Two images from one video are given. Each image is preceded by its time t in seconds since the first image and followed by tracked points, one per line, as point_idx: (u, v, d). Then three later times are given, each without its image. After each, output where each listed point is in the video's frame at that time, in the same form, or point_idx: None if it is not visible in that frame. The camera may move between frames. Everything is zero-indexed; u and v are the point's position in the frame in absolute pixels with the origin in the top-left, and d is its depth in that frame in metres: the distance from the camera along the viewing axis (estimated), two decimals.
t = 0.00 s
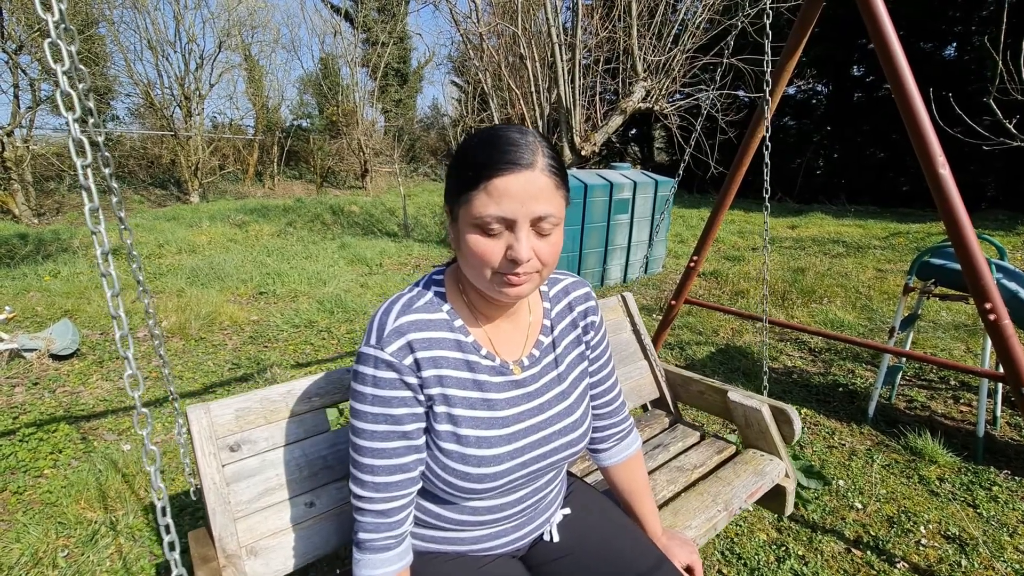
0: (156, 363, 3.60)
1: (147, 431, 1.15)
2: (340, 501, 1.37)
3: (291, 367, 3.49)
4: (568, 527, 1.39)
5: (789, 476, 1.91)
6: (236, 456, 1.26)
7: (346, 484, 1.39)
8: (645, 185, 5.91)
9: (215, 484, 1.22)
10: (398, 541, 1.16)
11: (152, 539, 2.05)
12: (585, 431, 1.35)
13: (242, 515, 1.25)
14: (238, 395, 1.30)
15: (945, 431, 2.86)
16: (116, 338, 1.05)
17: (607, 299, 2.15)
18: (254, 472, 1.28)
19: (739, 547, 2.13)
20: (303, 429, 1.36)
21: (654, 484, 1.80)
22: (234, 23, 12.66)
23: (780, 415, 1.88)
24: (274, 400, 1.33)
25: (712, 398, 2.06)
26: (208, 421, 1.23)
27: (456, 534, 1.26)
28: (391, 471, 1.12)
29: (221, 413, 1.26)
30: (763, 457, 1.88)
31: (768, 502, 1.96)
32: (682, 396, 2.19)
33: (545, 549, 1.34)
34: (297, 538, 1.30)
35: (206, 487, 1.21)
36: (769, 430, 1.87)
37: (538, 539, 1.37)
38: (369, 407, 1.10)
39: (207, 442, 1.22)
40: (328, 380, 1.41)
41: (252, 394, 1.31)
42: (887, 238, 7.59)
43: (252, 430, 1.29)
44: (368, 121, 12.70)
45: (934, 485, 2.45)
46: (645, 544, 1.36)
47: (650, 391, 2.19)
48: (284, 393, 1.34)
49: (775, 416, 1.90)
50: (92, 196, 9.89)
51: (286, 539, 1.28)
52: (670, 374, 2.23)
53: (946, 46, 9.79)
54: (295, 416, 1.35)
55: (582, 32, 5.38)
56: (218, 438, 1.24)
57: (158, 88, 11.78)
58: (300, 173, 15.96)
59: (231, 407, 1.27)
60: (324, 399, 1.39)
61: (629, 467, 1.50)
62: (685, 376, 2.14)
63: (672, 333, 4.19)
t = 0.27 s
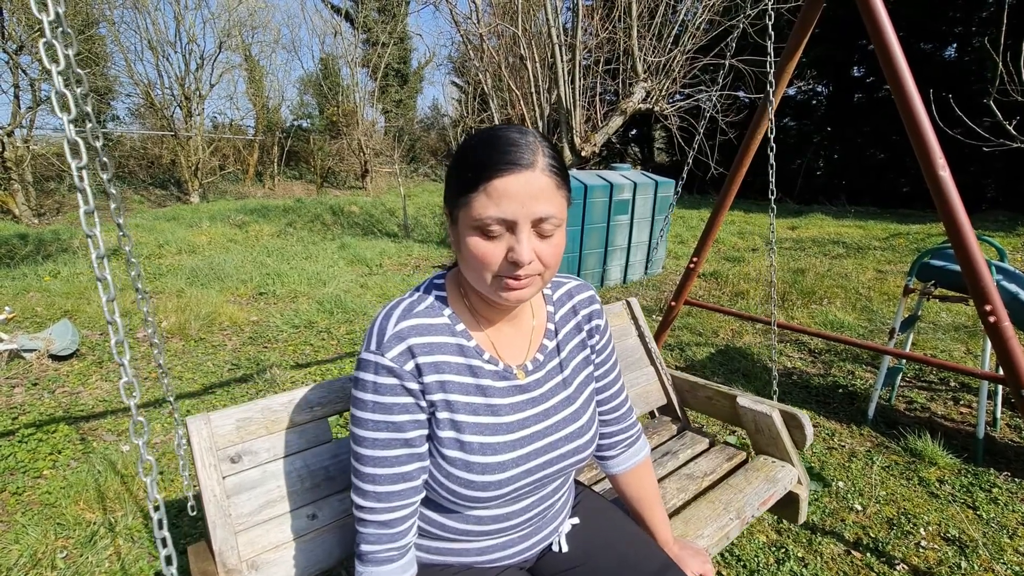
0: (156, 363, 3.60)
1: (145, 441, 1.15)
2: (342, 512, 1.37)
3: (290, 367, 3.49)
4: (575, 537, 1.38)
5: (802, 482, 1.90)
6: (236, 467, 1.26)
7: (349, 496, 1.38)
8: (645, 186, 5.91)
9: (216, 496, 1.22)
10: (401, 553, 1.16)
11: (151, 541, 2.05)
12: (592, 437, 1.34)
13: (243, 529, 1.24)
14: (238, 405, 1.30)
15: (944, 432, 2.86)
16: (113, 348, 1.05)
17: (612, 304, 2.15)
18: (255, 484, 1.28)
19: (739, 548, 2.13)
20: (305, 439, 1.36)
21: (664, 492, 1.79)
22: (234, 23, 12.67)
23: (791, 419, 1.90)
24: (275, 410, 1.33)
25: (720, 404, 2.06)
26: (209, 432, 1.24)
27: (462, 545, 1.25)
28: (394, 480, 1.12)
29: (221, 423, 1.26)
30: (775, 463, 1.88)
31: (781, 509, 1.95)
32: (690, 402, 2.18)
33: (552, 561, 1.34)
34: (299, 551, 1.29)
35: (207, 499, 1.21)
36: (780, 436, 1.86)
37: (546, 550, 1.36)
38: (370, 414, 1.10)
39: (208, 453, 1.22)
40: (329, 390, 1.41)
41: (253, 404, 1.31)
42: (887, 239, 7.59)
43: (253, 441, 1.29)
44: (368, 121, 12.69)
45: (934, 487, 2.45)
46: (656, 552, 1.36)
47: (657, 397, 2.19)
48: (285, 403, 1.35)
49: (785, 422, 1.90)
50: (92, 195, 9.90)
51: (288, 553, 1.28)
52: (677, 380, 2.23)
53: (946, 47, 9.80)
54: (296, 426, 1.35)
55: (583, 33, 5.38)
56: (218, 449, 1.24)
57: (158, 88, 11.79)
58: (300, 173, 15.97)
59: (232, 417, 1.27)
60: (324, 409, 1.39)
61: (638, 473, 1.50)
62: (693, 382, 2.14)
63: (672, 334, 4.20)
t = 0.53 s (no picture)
0: (155, 364, 3.60)
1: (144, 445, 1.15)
2: (342, 514, 1.37)
3: (290, 368, 3.49)
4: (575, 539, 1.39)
5: (801, 484, 1.90)
6: (236, 469, 1.26)
7: (349, 497, 1.38)
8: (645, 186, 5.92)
9: (216, 499, 1.22)
10: (400, 554, 1.16)
11: (151, 542, 2.05)
12: (591, 439, 1.34)
13: (243, 530, 1.25)
14: (238, 406, 1.30)
15: (944, 434, 2.86)
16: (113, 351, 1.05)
17: (612, 306, 2.15)
18: (256, 485, 1.28)
19: (738, 550, 2.13)
20: (305, 440, 1.35)
21: (664, 494, 1.79)
22: (234, 23, 12.67)
23: (791, 421, 1.90)
24: (276, 411, 1.33)
25: (720, 406, 2.06)
26: (209, 434, 1.23)
27: (462, 547, 1.25)
28: (393, 483, 1.12)
29: (222, 425, 1.26)
30: (775, 465, 1.87)
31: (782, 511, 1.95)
32: (690, 403, 2.18)
33: (552, 562, 1.34)
34: (299, 552, 1.30)
35: (207, 501, 1.21)
36: (780, 438, 1.86)
37: (546, 552, 1.36)
38: (369, 417, 1.10)
39: (208, 455, 1.22)
40: (330, 391, 1.41)
41: (253, 405, 1.31)
42: (887, 239, 7.59)
43: (253, 443, 1.29)
44: (368, 121, 12.68)
45: (933, 488, 2.45)
46: (655, 553, 1.37)
47: (657, 399, 2.19)
48: (285, 404, 1.34)
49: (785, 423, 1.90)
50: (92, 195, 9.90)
51: (288, 555, 1.28)
52: (677, 381, 2.23)
53: (946, 47, 9.80)
54: (297, 427, 1.35)
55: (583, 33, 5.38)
56: (218, 451, 1.24)
57: (158, 88, 11.78)
58: (300, 173, 15.97)
59: (232, 419, 1.27)
60: (325, 410, 1.38)
61: (637, 475, 1.50)
62: (693, 384, 2.14)
63: (672, 334, 4.20)
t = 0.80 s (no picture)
0: (156, 364, 3.59)
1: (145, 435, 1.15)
2: (341, 503, 1.37)
3: (291, 368, 3.49)
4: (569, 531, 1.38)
5: (791, 479, 1.91)
6: (237, 458, 1.25)
7: (348, 486, 1.38)
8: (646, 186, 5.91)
9: (217, 487, 1.21)
10: (398, 544, 1.16)
11: (151, 542, 2.05)
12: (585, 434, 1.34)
13: (243, 518, 1.24)
14: (239, 397, 1.29)
15: (946, 434, 2.85)
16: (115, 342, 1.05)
17: (609, 300, 2.15)
18: (256, 474, 1.27)
19: (740, 550, 2.12)
20: (305, 431, 1.35)
21: (655, 487, 1.79)
22: (235, 23, 12.66)
23: (782, 417, 1.88)
24: (275, 402, 1.32)
25: (713, 400, 2.05)
26: (210, 424, 1.23)
27: (458, 536, 1.25)
28: (392, 475, 1.12)
29: (222, 415, 1.25)
30: (765, 459, 1.88)
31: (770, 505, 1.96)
32: (684, 398, 2.18)
33: (545, 553, 1.34)
34: (298, 541, 1.29)
35: (208, 489, 1.21)
36: (770, 433, 1.86)
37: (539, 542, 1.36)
38: (368, 411, 1.09)
39: (209, 444, 1.22)
40: (330, 382, 1.40)
41: (253, 396, 1.30)
42: (888, 238, 7.58)
43: (254, 432, 1.28)
44: (369, 121, 12.66)
45: (936, 488, 2.44)
46: (647, 546, 1.36)
47: (651, 393, 2.19)
48: (286, 395, 1.34)
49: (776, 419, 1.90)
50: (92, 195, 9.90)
51: (287, 543, 1.28)
52: (672, 376, 2.22)
53: (947, 47, 9.79)
54: (297, 418, 1.35)
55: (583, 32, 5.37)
56: (219, 440, 1.23)
57: (159, 88, 11.78)
58: (301, 172, 15.97)
59: (233, 409, 1.26)
60: (324, 401, 1.38)
61: (629, 469, 1.49)
62: (686, 378, 2.13)
63: (673, 334, 4.19)
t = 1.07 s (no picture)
0: (159, 364, 3.60)
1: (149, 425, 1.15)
2: (340, 490, 1.38)
3: (293, 369, 3.49)
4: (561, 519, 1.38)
5: (776, 473, 1.92)
6: (239, 446, 1.26)
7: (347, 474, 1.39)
8: (648, 186, 5.92)
9: (219, 473, 1.22)
10: (396, 531, 1.16)
11: (154, 541, 2.05)
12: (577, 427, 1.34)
13: (244, 503, 1.25)
14: (240, 386, 1.30)
15: (947, 434, 2.85)
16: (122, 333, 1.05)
17: (604, 296, 2.15)
18: (256, 462, 1.28)
19: (741, 551, 2.12)
20: (305, 420, 1.35)
21: (644, 478, 1.80)
22: (236, 23, 12.67)
23: (768, 413, 1.88)
24: (276, 391, 1.33)
25: (703, 395, 2.05)
26: (212, 412, 1.24)
27: (453, 523, 1.26)
28: (392, 464, 1.12)
29: (224, 403, 1.26)
30: (751, 454, 1.88)
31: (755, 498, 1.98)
32: (675, 392, 2.18)
33: (536, 540, 1.34)
34: (298, 526, 1.30)
35: (210, 475, 1.21)
36: (757, 428, 1.86)
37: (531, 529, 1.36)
38: (367, 404, 1.10)
39: (211, 432, 1.22)
40: (330, 372, 1.41)
41: (254, 385, 1.31)
42: (889, 239, 7.58)
43: (255, 421, 1.29)
44: (370, 122, 12.66)
45: (937, 489, 2.44)
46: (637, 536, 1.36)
47: (643, 387, 2.19)
48: (286, 385, 1.34)
49: (764, 415, 1.90)
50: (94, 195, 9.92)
51: (287, 527, 1.28)
52: (664, 371, 2.22)
53: (948, 47, 9.79)
54: (297, 407, 1.35)
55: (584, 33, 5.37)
56: (221, 428, 1.24)
57: (160, 88, 11.79)
58: (302, 173, 16.00)
59: (234, 398, 1.27)
60: (324, 391, 1.38)
61: (617, 462, 1.49)
62: (678, 373, 2.13)
63: (673, 334, 4.19)
